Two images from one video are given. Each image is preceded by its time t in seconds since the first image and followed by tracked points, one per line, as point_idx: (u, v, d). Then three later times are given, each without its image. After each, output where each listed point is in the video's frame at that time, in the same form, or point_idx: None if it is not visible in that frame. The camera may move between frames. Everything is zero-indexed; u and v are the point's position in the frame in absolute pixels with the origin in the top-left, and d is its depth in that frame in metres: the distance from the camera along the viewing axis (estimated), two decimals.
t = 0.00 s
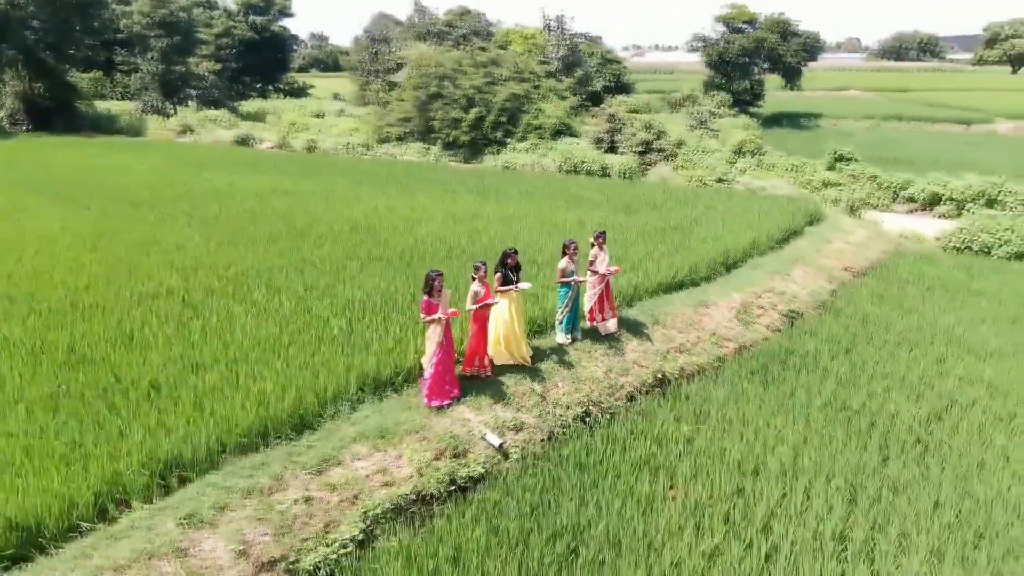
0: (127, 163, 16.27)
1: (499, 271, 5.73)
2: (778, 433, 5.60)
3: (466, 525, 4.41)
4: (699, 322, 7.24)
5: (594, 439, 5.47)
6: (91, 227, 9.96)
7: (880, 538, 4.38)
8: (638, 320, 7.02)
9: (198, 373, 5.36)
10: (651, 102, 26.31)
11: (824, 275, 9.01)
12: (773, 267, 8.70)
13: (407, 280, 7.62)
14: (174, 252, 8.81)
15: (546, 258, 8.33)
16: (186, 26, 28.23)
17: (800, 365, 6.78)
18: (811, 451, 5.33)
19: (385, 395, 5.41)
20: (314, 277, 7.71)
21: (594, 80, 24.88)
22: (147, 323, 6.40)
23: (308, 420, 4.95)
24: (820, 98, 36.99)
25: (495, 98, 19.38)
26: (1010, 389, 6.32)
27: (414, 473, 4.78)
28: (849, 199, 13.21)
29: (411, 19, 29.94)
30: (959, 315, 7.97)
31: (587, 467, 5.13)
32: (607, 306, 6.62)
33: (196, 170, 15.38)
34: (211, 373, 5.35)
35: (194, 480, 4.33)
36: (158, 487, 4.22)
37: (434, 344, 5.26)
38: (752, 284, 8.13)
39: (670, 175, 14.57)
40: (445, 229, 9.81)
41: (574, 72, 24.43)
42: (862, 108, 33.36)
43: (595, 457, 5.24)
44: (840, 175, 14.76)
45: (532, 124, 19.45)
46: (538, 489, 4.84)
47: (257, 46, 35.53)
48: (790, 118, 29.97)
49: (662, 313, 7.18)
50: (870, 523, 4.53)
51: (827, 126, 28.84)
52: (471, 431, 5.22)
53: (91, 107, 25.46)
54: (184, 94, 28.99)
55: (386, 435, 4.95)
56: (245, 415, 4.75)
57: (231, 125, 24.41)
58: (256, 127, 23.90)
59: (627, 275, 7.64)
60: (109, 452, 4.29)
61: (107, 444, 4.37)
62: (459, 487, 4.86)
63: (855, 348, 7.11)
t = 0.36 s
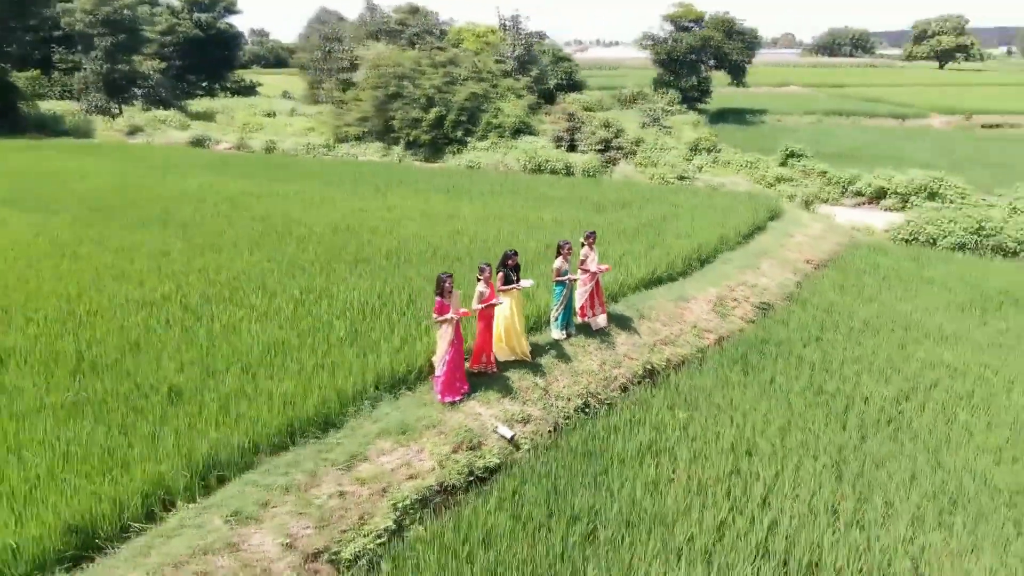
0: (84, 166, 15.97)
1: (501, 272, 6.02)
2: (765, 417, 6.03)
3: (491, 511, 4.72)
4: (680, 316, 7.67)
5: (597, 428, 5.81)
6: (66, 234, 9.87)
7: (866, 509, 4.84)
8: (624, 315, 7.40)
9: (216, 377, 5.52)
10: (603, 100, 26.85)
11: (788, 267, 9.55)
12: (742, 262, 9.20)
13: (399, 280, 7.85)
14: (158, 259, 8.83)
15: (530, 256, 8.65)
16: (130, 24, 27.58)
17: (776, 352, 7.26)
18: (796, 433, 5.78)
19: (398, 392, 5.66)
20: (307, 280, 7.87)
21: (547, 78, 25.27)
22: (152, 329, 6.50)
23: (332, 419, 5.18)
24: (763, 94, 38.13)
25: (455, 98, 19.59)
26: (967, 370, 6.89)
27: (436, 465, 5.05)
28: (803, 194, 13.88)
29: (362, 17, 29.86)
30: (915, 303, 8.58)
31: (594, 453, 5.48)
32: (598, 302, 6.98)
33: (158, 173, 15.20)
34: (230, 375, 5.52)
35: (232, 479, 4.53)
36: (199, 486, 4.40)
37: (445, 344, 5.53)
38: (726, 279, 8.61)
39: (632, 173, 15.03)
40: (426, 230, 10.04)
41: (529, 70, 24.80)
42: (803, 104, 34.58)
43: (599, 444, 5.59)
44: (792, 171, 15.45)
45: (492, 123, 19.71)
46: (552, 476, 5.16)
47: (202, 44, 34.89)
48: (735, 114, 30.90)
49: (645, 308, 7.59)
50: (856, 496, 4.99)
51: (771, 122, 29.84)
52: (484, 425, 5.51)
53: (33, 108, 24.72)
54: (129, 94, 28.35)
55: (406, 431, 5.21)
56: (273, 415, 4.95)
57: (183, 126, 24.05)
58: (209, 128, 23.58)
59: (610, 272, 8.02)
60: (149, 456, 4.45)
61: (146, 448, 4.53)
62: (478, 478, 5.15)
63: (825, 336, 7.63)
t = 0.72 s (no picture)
0: (42, 171, 15.67)
1: (502, 272, 6.32)
2: (752, 403, 6.48)
3: (512, 497, 5.04)
4: (662, 311, 8.10)
5: (598, 417, 6.18)
6: (44, 243, 9.81)
7: (852, 484, 5.31)
8: (611, 311, 7.80)
9: (235, 380, 5.71)
10: (558, 99, 27.27)
11: (756, 261, 10.08)
12: (713, 258, 9.69)
13: (393, 281, 8.09)
14: (146, 265, 8.88)
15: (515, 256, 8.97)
16: (75, 23, 26.91)
17: (754, 341, 7.74)
18: (781, 417, 6.25)
19: (411, 391, 5.93)
20: (302, 283, 8.05)
21: (505, 78, 25.56)
22: (159, 336, 6.63)
23: (355, 417, 5.42)
24: (710, 90, 39.11)
25: (418, 99, 19.74)
26: (928, 354, 7.48)
27: (455, 458, 5.34)
28: (761, 191, 14.50)
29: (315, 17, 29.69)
30: (875, 293, 9.18)
31: (599, 440, 5.84)
32: (589, 299, 7.36)
33: (122, 177, 15.04)
34: (248, 378, 5.71)
35: (269, 477, 4.75)
36: (239, 485, 4.62)
37: (456, 343, 5.82)
38: (701, 275, 9.08)
39: (597, 172, 15.45)
40: (408, 231, 10.27)
41: (487, 70, 25.07)
42: (749, 101, 35.61)
43: (603, 432, 5.95)
44: (749, 168, 16.09)
45: (454, 123, 19.93)
46: (564, 463, 5.50)
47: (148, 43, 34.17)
48: (685, 111, 31.68)
49: (629, 305, 7.99)
50: (841, 472, 5.46)
51: (720, 119, 30.70)
52: (495, 418, 5.83)
53: None
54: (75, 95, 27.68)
55: (424, 427, 5.49)
56: (300, 415, 5.18)
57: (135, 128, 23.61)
58: (163, 129, 23.22)
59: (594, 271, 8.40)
60: (189, 457, 4.65)
61: (183, 450, 4.73)
62: (494, 468, 5.46)
63: (796, 326, 8.15)
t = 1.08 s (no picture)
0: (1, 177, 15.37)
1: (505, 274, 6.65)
2: (738, 391, 6.94)
3: (530, 483, 5.38)
4: (646, 308, 8.54)
5: (598, 408, 6.55)
6: (24, 250, 9.75)
7: (837, 461, 5.79)
8: (599, 309, 8.20)
9: (255, 383, 5.92)
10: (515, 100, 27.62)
11: (725, 258, 10.61)
12: (687, 256, 10.18)
13: (387, 284, 8.34)
14: (136, 272, 8.94)
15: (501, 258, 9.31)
16: (20, 25, 26.24)
17: (732, 334, 8.23)
18: (767, 402, 6.73)
19: (423, 389, 6.22)
20: (298, 288, 8.24)
21: (463, 80, 25.82)
22: (167, 342, 6.77)
23: (375, 415, 5.69)
24: (660, 90, 39.97)
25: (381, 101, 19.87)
26: (892, 341, 8.07)
27: (473, 450, 5.66)
28: (722, 190, 15.12)
29: (269, 18, 29.43)
30: (838, 286, 9.78)
31: (603, 429, 6.22)
32: (580, 297, 7.74)
33: (86, 183, 14.86)
34: (268, 380, 5.93)
35: (304, 474, 5.00)
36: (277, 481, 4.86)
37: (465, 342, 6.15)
38: (678, 273, 9.55)
39: (563, 173, 15.87)
40: (390, 235, 10.50)
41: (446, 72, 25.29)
42: (699, 100, 36.56)
43: (605, 421, 6.33)
44: (708, 167, 16.70)
45: (417, 125, 20.12)
46: (573, 451, 5.86)
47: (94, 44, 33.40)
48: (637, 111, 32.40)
49: (615, 303, 8.41)
50: (826, 451, 5.95)
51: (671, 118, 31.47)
52: (505, 413, 6.16)
53: None
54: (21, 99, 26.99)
55: (440, 423, 5.79)
56: (326, 415, 5.43)
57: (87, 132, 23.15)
58: (118, 133, 22.83)
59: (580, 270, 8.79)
60: (228, 457, 4.87)
61: (220, 450, 4.94)
62: (509, 458, 5.79)
63: (770, 318, 8.67)
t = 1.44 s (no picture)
0: None
1: (504, 276, 7.02)
2: (724, 381, 7.44)
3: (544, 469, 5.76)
4: (629, 305, 9.01)
5: (597, 399, 6.97)
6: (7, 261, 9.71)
7: (820, 443, 6.32)
8: (586, 308, 8.64)
9: (274, 386, 6.15)
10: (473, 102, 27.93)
11: (696, 256, 11.16)
12: (661, 255, 10.70)
13: (382, 288, 8.62)
14: (128, 281, 9.02)
15: (487, 261, 9.67)
16: None
17: (711, 327, 8.75)
18: (751, 390, 7.24)
19: (433, 388, 6.56)
20: (294, 293, 8.44)
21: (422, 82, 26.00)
22: (178, 350, 6.93)
23: (394, 413, 6.00)
24: (611, 90, 40.72)
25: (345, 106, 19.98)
26: (857, 331, 8.69)
27: (488, 444, 6.02)
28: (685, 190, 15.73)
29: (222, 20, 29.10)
30: (803, 281, 10.41)
31: (604, 418, 6.63)
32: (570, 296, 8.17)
33: (53, 191, 14.70)
34: (287, 384, 6.17)
35: (336, 470, 5.30)
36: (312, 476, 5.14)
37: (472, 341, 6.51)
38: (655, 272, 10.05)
39: (531, 175, 16.28)
40: (374, 239, 10.75)
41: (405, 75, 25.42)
42: (650, 100, 37.38)
43: (606, 411, 6.74)
44: (669, 167, 17.30)
45: (381, 129, 20.29)
46: (580, 439, 6.25)
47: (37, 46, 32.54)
48: (592, 112, 33.02)
49: (600, 302, 8.86)
50: (809, 433, 6.47)
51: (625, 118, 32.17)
52: (512, 408, 6.54)
53: None
54: None
55: (455, 420, 6.14)
56: (350, 415, 5.71)
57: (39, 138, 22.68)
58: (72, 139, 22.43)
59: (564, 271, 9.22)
60: (265, 457, 5.12)
61: (255, 450, 5.19)
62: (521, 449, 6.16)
63: (744, 312, 9.22)
